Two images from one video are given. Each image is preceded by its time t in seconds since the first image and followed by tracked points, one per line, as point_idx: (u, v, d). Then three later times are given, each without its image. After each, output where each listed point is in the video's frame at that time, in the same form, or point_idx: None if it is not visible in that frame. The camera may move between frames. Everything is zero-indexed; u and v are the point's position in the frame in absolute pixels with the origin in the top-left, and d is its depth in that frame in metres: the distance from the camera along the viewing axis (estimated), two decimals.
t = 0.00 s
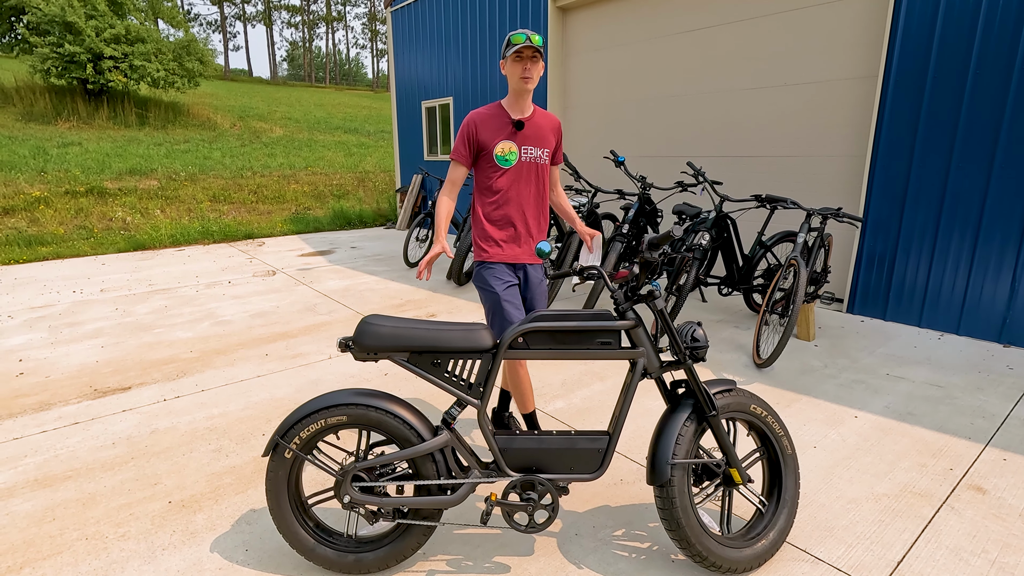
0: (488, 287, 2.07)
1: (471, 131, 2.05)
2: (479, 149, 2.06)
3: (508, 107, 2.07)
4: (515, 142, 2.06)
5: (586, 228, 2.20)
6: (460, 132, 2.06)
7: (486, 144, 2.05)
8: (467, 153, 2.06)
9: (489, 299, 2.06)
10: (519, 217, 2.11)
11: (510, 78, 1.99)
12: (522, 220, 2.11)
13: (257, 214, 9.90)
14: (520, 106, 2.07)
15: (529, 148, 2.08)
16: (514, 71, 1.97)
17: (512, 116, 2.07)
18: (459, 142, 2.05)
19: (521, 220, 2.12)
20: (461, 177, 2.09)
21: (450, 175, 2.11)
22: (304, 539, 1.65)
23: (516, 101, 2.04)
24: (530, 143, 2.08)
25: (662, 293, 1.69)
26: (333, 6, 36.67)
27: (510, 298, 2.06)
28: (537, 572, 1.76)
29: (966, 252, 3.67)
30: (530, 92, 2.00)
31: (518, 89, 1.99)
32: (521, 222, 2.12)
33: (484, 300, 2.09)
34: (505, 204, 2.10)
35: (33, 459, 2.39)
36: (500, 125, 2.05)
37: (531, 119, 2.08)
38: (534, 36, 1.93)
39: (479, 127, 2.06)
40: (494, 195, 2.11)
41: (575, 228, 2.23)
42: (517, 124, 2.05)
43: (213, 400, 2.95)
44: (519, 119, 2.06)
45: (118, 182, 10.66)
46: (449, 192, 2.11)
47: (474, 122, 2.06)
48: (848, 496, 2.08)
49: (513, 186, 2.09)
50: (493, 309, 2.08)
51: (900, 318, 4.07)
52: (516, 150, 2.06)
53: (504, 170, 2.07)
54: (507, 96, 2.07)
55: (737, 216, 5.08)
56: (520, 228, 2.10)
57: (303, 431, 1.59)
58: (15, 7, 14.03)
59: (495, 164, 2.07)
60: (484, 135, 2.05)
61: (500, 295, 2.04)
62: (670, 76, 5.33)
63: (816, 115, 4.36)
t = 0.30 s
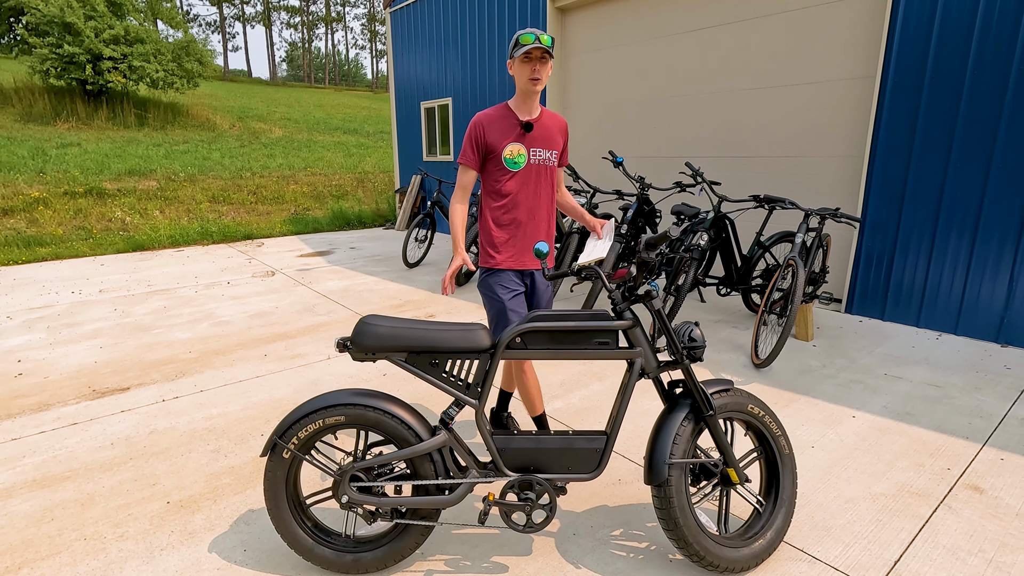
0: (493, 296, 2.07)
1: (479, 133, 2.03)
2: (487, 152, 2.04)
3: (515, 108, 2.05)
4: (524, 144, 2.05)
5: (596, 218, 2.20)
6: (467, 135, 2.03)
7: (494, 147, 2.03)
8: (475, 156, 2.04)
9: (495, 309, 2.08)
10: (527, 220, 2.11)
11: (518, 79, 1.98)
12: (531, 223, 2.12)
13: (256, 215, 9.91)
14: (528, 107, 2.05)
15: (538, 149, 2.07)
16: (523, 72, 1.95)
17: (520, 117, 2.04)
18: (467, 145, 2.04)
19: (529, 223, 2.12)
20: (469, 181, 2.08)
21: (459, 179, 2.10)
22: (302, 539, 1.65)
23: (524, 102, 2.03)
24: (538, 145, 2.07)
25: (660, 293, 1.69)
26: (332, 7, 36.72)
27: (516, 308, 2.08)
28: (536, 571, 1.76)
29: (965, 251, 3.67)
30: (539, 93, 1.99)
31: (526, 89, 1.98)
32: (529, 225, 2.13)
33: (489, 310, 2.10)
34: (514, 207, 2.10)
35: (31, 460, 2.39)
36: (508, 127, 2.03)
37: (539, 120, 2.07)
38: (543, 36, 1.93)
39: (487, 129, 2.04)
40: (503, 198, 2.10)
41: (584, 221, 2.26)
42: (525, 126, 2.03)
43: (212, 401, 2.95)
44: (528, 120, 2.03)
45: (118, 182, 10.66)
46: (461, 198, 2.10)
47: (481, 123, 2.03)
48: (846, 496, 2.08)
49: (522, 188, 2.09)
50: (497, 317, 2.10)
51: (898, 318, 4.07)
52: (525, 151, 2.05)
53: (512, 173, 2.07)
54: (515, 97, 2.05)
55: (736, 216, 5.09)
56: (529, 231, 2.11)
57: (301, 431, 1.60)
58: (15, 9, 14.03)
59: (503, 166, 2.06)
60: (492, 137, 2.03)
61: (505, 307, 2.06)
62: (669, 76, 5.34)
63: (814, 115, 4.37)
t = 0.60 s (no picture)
0: (503, 299, 2.10)
1: (491, 133, 1.99)
2: (500, 153, 2.01)
3: (528, 106, 2.02)
4: (538, 144, 2.02)
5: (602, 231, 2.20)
6: (480, 136, 1.99)
7: (508, 148, 2.00)
8: (489, 158, 2.00)
9: (504, 311, 2.11)
10: (541, 221, 2.10)
11: (528, 77, 1.94)
12: (544, 224, 2.11)
13: (255, 216, 9.91)
14: (541, 105, 2.01)
15: (552, 149, 2.04)
16: (532, 70, 1.91)
17: (533, 116, 2.01)
18: (481, 147, 1.99)
19: (542, 224, 2.11)
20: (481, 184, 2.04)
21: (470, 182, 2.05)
22: (300, 539, 1.66)
23: (536, 101, 1.99)
24: (552, 144, 2.04)
25: (657, 294, 1.70)
26: (332, 8, 36.73)
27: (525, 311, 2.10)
28: (533, 572, 1.76)
29: (963, 252, 3.68)
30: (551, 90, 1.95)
31: (539, 88, 1.94)
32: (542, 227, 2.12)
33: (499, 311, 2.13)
34: (528, 209, 2.08)
35: (29, 460, 2.39)
36: (521, 127, 1.99)
37: (553, 118, 2.03)
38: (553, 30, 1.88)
39: (499, 129, 1.99)
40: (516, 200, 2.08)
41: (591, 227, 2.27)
42: (540, 126, 2.00)
43: (211, 401, 2.95)
44: (541, 120, 2.01)
45: (117, 183, 10.66)
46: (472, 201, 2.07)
47: (494, 123, 1.99)
48: (843, 496, 2.08)
49: (535, 190, 2.06)
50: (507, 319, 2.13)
51: (897, 318, 4.07)
52: (539, 152, 2.02)
53: (526, 174, 2.04)
54: (526, 95, 2.01)
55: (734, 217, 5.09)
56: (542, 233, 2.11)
57: (299, 431, 1.60)
58: (14, 10, 14.03)
59: (518, 168, 2.03)
60: (506, 137, 1.99)
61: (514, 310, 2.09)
62: (668, 77, 5.34)
63: (812, 116, 4.38)
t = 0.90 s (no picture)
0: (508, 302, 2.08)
1: (497, 136, 1.97)
2: (507, 157, 2.00)
3: (536, 109, 1.99)
4: (545, 148, 1.99)
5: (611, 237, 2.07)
6: (487, 140, 1.97)
7: (515, 152, 1.98)
8: (495, 162, 1.99)
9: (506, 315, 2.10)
10: (549, 224, 2.10)
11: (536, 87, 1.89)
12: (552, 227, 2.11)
13: (253, 216, 9.91)
14: (549, 108, 1.98)
15: (561, 152, 2.02)
16: (541, 81, 1.85)
17: (541, 119, 1.99)
18: (487, 150, 1.97)
19: (549, 228, 2.11)
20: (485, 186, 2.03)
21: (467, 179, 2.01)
22: (297, 540, 1.65)
23: (544, 104, 1.97)
24: (561, 147, 2.02)
25: (655, 295, 1.71)
26: (331, 9, 36.74)
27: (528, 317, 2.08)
28: (531, 573, 1.76)
29: (961, 252, 3.68)
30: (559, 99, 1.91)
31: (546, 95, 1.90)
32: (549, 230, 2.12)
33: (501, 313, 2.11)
34: (535, 213, 2.08)
35: (26, 461, 2.38)
36: (529, 130, 1.97)
37: (561, 120, 2.01)
38: (565, 40, 1.83)
39: (506, 132, 1.97)
40: (524, 203, 2.07)
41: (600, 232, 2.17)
42: (547, 130, 1.98)
43: (209, 402, 2.95)
44: (549, 123, 1.98)
45: (115, 184, 10.65)
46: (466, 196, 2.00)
47: (501, 126, 1.97)
48: (841, 496, 2.09)
49: (543, 194, 2.05)
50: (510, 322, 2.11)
51: (895, 319, 4.08)
52: (547, 156, 2.00)
53: (534, 178, 2.03)
54: (534, 98, 1.98)
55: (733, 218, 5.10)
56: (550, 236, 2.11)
57: (296, 432, 1.60)
58: (13, 10, 13.98)
59: (525, 172, 2.02)
60: (512, 141, 1.97)
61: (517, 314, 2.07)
62: (666, 78, 5.35)
63: (810, 117, 4.38)
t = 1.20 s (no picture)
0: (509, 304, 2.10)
1: (501, 140, 1.96)
2: (511, 162, 1.99)
3: (539, 112, 1.98)
4: (549, 151, 1.99)
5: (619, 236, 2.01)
6: (490, 144, 1.95)
7: (519, 156, 1.97)
8: (498, 166, 1.98)
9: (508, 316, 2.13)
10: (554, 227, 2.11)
11: (540, 91, 1.89)
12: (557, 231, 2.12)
13: (252, 217, 9.90)
14: (553, 111, 1.97)
15: (565, 155, 2.02)
16: (546, 87, 1.86)
17: (545, 122, 1.98)
18: (491, 154, 1.95)
19: (553, 231, 2.12)
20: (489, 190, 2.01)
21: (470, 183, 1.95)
22: (295, 542, 1.65)
23: (548, 107, 1.96)
24: (565, 150, 2.02)
25: (652, 297, 1.70)
26: (330, 9, 36.70)
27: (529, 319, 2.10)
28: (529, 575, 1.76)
29: (958, 253, 3.69)
30: (564, 102, 1.91)
31: (550, 98, 1.89)
32: (552, 233, 2.13)
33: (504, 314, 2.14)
34: (539, 216, 2.08)
35: (24, 462, 2.38)
36: (533, 134, 1.96)
37: (565, 123, 2.00)
38: (572, 46, 1.80)
39: (510, 135, 1.96)
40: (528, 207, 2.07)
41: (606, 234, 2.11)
42: (551, 133, 1.97)
43: (206, 403, 2.94)
44: (553, 125, 1.97)
45: (113, 184, 10.63)
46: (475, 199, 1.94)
47: (505, 130, 1.95)
48: (839, 497, 2.09)
49: (547, 197, 2.05)
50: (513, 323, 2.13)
51: (893, 320, 4.08)
52: (551, 160, 1.98)
53: (538, 183, 2.02)
54: (538, 100, 1.96)
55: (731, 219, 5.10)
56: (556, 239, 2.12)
57: (294, 434, 1.60)
58: (11, 10, 13.93)
59: (530, 176, 2.01)
60: (516, 144, 1.96)
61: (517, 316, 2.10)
62: (665, 79, 5.35)
63: (807, 118, 4.39)
